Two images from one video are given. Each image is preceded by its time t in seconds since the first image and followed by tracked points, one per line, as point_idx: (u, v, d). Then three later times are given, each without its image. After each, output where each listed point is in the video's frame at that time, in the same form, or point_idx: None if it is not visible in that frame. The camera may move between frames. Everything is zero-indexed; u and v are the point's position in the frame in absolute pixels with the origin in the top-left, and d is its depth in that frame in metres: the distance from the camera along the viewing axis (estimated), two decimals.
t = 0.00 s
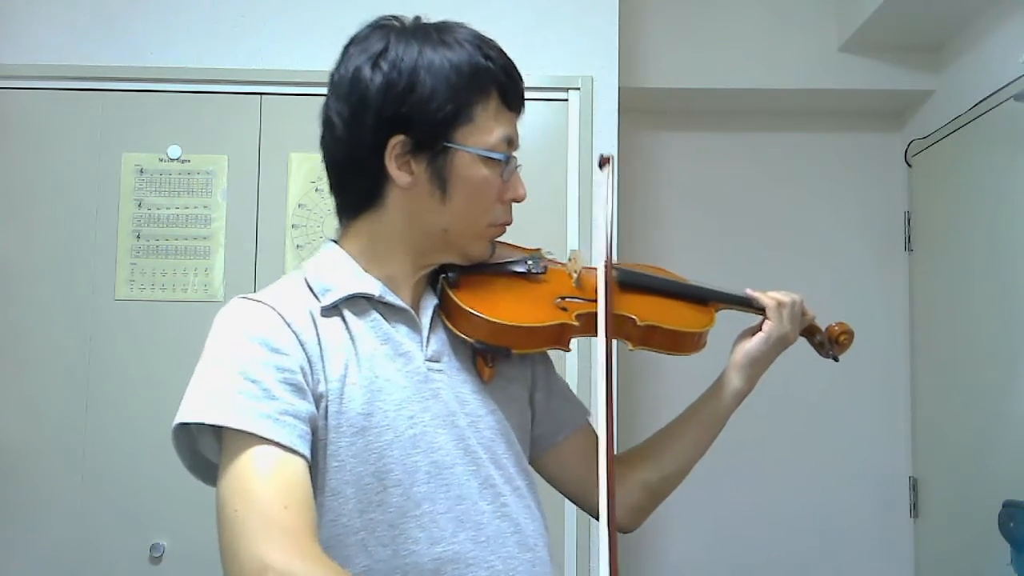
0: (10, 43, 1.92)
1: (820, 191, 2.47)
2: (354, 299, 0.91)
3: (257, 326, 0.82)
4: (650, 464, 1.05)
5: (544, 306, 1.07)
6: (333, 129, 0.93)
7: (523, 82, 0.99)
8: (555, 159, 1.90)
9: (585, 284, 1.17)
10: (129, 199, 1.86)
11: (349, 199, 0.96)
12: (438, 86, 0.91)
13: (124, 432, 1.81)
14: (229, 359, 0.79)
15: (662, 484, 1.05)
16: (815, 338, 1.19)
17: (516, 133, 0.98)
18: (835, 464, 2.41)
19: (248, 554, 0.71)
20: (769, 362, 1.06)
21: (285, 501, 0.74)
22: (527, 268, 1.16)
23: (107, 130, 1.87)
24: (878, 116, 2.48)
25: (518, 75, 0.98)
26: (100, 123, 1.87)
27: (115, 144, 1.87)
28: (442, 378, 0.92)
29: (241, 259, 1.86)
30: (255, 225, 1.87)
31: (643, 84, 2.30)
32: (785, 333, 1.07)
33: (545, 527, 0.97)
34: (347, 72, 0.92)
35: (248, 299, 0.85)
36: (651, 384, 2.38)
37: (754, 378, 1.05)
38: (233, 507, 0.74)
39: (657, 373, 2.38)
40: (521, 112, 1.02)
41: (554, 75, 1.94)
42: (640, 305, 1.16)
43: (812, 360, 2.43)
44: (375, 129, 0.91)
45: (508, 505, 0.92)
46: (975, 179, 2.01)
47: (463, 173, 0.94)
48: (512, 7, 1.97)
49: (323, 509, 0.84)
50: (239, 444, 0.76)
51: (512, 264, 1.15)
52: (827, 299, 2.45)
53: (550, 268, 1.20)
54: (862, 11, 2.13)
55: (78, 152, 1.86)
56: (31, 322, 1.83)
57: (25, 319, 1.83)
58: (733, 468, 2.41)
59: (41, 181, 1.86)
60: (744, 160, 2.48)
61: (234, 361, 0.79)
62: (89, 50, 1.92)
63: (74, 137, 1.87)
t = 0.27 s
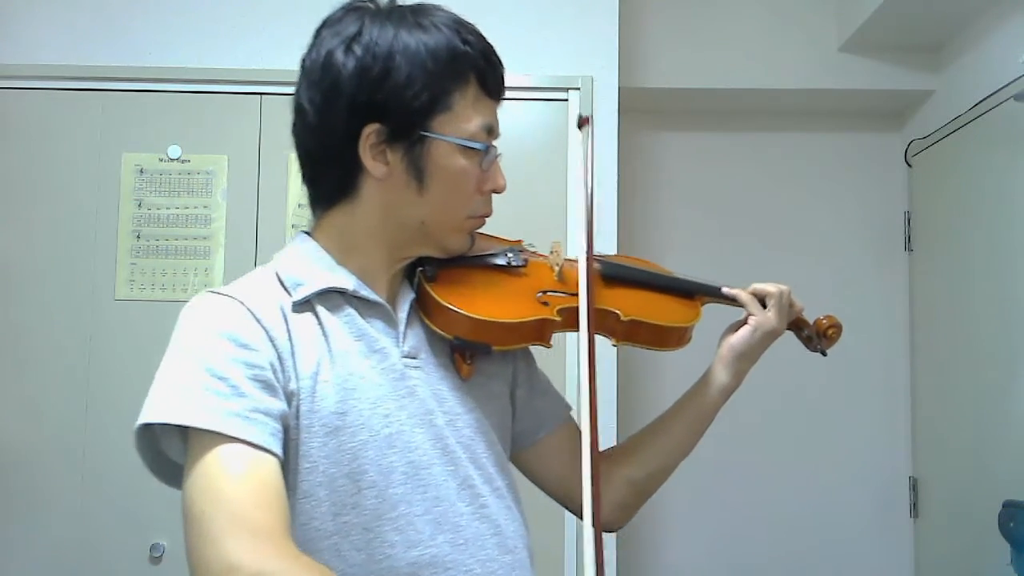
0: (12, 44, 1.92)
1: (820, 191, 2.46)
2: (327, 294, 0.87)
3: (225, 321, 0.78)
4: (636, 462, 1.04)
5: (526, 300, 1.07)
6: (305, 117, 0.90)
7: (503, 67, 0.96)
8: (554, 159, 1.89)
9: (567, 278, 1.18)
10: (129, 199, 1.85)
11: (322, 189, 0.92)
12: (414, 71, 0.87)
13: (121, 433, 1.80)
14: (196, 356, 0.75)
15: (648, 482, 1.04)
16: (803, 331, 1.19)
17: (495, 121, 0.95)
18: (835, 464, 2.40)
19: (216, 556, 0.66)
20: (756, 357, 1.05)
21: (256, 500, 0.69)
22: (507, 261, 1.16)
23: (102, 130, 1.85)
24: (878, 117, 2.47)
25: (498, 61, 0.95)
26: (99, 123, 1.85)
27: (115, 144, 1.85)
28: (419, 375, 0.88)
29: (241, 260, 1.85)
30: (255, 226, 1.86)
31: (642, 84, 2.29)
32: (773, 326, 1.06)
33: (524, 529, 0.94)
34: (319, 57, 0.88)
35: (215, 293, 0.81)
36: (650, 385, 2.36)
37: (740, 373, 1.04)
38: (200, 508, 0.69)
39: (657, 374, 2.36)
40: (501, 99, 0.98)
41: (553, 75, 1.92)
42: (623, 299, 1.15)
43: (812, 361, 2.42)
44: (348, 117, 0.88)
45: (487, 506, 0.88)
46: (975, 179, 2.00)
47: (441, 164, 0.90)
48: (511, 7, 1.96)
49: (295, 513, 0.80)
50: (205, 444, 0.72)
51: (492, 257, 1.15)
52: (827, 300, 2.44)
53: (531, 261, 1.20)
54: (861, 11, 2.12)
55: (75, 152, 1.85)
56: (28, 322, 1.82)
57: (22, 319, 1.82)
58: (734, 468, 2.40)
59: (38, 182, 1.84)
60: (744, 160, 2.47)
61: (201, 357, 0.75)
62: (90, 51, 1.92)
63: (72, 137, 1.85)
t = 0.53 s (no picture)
0: (7, 44, 1.89)
1: (820, 191, 2.45)
2: (293, 292, 0.85)
3: (184, 320, 0.75)
4: (611, 464, 1.03)
5: (500, 300, 1.06)
6: (270, 109, 0.87)
7: (476, 58, 0.94)
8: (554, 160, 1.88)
9: (542, 276, 1.18)
10: (129, 199, 1.83)
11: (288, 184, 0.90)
12: (382, 61, 0.85)
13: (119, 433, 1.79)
14: (152, 355, 0.72)
15: (626, 484, 1.03)
16: (784, 330, 1.20)
17: (467, 114, 0.93)
18: (835, 465, 2.39)
19: (173, 562, 0.65)
20: (734, 357, 1.05)
21: (215, 503, 0.67)
22: (481, 258, 1.15)
23: (103, 129, 1.84)
24: (879, 116, 2.46)
25: (470, 52, 0.93)
26: (99, 123, 1.84)
27: (115, 143, 1.84)
28: (389, 377, 0.86)
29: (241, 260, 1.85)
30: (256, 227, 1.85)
31: (643, 84, 2.28)
32: (752, 326, 1.06)
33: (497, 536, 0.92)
34: (283, 47, 0.86)
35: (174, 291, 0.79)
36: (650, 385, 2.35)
37: (719, 373, 1.04)
38: (156, 512, 0.67)
39: (657, 375, 2.35)
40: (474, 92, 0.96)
41: (553, 74, 1.91)
42: (599, 299, 1.15)
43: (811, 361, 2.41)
44: (314, 109, 0.85)
45: (459, 512, 0.87)
46: (975, 179, 1.99)
47: (411, 158, 0.88)
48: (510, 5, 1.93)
49: (258, 520, 0.78)
50: (163, 446, 0.70)
51: (465, 254, 1.14)
52: (828, 299, 2.42)
53: (505, 259, 1.20)
54: (862, 11, 2.11)
55: (72, 151, 1.83)
56: (26, 322, 1.81)
57: (20, 319, 1.81)
58: (733, 469, 2.39)
59: (37, 182, 1.83)
60: (744, 160, 2.46)
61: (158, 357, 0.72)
62: (86, 51, 1.89)
63: (71, 135, 1.84)
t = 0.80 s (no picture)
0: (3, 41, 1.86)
1: (820, 191, 2.44)
2: (256, 295, 0.83)
3: (141, 322, 0.73)
4: (584, 470, 1.02)
5: (472, 304, 1.06)
6: (233, 105, 0.85)
7: (449, 56, 0.93)
8: (555, 160, 1.87)
9: (513, 279, 1.17)
10: (129, 198, 1.83)
11: (253, 183, 0.88)
12: (351, 58, 0.84)
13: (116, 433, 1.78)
14: (107, 359, 0.70)
15: (599, 490, 1.02)
16: (758, 336, 1.22)
17: (439, 114, 0.92)
18: (835, 466, 2.38)
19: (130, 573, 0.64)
20: (709, 363, 1.06)
21: (173, 512, 0.66)
22: (453, 261, 1.14)
23: (105, 129, 1.83)
24: (879, 116, 2.45)
25: (442, 50, 0.92)
26: (102, 123, 1.83)
27: (116, 143, 1.83)
28: (354, 383, 0.85)
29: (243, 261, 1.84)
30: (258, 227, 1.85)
31: (643, 84, 2.27)
32: (727, 332, 1.08)
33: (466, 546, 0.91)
34: (248, 40, 0.84)
35: (131, 291, 0.77)
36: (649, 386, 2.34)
37: (693, 378, 1.05)
38: (110, 522, 0.65)
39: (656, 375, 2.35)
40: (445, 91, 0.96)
41: (554, 74, 1.90)
42: (573, 304, 1.16)
43: (811, 361, 2.40)
44: (280, 106, 0.84)
45: (426, 522, 0.86)
46: (975, 179, 1.98)
47: (380, 159, 0.87)
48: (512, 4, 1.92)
49: (216, 531, 0.76)
50: (115, 453, 0.68)
51: (437, 257, 1.13)
52: (827, 300, 2.42)
53: (477, 262, 1.19)
54: (862, 11, 2.10)
55: (69, 151, 1.82)
56: (23, 323, 1.80)
57: (18, 320, 1.80)
58: (733, 469, 2.38)
59: (36, 183, 1.82)
60: (744, 160, 2.45)
61: (112, 361, 0.70)
62: (83, 50, 1.86)
63: (79, 134, 1.83)
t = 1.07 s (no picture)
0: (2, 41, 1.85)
1: (820, 191, 2.44)
2: (235, 294, 0.83)
3: (117, 322, 0.73)
4: (567, 472, 1.02)
5: (456, 306, 1.06)
6: (214, 101, 0.85)
7: (435, 54, 0.93)
8: (554, 160, 1.86)
9: (498, 280, 1.17)
10: (129, 198, 1.82)
11: (233, 180, 0.88)
12: (334, 55, 0.83)
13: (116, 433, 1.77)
14: (81, 359, 0.70)
15: (582, 492, 1.02)
16: (743, 340, 1.21)
17: (425, 112, 0.92)
18: (835, 466, 2.38)
19: None
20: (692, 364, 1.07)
21: (147, 513, 0.66)
22: (437, 262, 1.14)
23: (105, 130, 1.83)
24: (879, 116, 2.45)
25: (429, 47, 0.92)
26: (101, 122, 1.83)
27: (116, 143, 1.83)
28: (334, 385, 0.85)
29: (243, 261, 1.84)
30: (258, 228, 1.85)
31: (643, 84, 2.26)
32: (714, 336, 1.08)
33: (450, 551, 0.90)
34: (229, 34, 0.84)
35: (108, 291, 0.76)
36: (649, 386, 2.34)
37: (676, 378, 1.05)
38: (82, 524, 0.65)
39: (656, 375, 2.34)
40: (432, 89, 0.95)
41: (554, 74, 1.89)
42: (559, 306, 1.15)
43: (811, 362, 2.40)
44: (262, 102, 0.84)
45: (407, 527, 0.85)
46: (975, 179, 1.97)
47: (363, 159, 0.87)
48: (512, 3, 1.91)
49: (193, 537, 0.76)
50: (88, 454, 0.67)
51: (422, 257, 1.13)
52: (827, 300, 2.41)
53: (461, 262, 1.19)
54: (863, 11, 2.10)
55: (67, 150, 1.82)
56: (21, 323, 1.79)
57: (16, 319, 1.80)
58: (732, 469, 2.37)
59: (37, 183, 1.81)
60: (744, 160, 2.45)
61: (87, 361, 0.70)
62: (82, 50, 1.86)
63: (77, 134, 1.82)
